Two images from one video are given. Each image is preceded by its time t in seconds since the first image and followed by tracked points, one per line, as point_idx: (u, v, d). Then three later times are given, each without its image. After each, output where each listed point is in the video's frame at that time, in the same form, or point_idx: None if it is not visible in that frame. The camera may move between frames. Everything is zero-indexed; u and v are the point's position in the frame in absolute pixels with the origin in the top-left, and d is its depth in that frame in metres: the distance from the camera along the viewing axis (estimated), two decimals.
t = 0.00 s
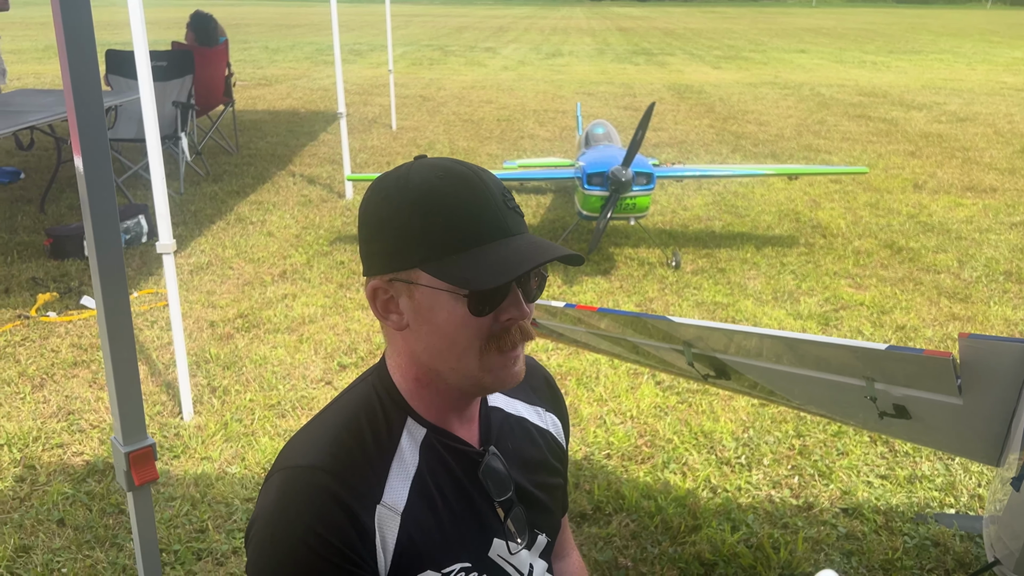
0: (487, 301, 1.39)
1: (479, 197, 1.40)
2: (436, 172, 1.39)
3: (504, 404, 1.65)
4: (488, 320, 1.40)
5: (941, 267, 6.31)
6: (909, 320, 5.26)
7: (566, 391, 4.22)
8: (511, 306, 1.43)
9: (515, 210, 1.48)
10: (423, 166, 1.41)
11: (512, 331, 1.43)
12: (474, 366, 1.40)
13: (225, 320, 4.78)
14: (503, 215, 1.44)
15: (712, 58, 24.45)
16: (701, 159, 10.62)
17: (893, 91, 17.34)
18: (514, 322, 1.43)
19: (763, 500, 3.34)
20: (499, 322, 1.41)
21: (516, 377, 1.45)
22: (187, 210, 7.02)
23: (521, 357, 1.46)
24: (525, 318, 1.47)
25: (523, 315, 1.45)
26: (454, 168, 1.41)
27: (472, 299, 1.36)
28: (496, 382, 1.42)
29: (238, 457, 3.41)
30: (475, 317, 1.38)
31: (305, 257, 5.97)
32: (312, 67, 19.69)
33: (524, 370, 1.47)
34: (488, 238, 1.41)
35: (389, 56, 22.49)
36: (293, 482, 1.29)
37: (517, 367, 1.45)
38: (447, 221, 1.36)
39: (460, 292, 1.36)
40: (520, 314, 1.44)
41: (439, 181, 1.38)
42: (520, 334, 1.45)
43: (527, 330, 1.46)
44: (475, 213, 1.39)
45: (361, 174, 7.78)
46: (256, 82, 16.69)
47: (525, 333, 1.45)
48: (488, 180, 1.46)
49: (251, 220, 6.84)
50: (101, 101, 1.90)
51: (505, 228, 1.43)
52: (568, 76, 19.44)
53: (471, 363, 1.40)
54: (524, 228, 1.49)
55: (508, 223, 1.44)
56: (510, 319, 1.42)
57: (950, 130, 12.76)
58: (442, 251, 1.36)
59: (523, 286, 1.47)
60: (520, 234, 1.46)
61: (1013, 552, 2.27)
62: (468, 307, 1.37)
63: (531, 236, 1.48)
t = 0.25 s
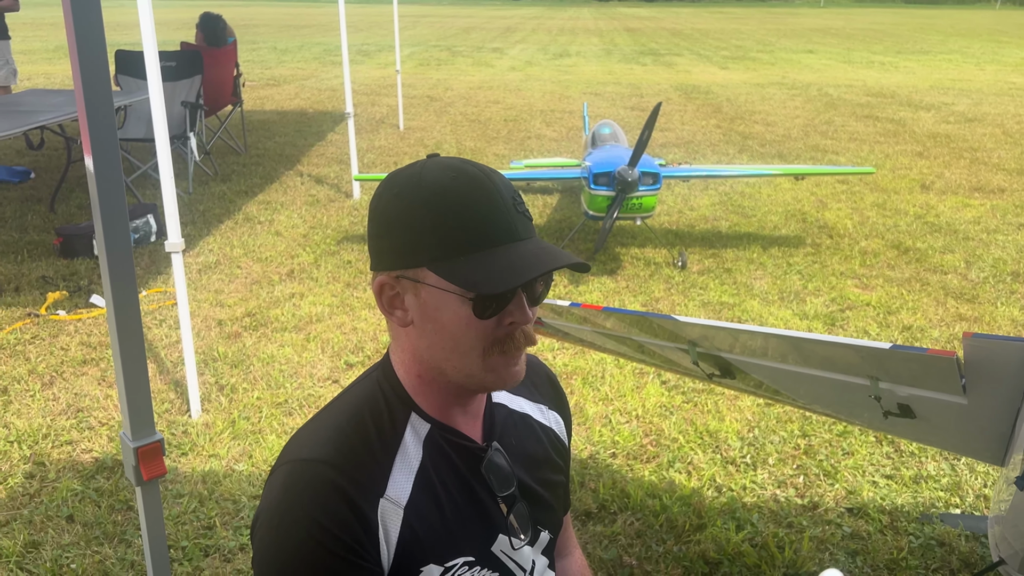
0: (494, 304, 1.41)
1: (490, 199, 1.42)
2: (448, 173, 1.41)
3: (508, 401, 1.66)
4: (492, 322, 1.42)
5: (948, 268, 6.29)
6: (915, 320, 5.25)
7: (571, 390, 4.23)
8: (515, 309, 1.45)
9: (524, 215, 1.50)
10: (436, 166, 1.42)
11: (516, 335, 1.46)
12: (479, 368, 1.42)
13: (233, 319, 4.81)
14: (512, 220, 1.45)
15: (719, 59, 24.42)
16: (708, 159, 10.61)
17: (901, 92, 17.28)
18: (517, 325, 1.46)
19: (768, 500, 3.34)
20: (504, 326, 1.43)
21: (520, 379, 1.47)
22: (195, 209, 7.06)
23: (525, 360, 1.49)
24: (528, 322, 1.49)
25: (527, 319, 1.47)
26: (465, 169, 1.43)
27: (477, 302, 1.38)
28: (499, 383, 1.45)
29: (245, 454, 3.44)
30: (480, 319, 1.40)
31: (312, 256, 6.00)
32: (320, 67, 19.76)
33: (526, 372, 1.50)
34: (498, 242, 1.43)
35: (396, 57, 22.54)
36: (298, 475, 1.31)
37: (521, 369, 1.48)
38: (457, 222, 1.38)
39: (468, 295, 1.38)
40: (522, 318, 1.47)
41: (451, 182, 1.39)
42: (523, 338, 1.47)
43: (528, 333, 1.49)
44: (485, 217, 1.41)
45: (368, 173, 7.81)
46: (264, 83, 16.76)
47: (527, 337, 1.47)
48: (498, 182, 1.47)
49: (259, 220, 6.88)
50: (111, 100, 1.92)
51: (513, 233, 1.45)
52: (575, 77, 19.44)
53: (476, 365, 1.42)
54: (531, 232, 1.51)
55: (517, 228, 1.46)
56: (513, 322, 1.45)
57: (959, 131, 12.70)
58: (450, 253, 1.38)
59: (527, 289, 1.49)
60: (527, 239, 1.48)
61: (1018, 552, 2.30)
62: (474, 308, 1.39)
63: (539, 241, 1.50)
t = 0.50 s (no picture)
0: (472, 297, 1.39)
1: (467, 192, 1.41)
2: (431, 169, 1.42)
3: (515, 400, 1.66)
4: (474, 315, 1.40)
5: (954, 268, 6.27)
6: (920, 321, 5.24)
7: (576, 389, 4.23)
8: (497, 302, 1.42)
9: (509, 206, 1.45)
10: (424, 164, 1.44)
11: (500, 329, 1.42)
12: (461, 362, 1.41)
13: (239, 318, 4.84)
14: (492, 212, 1.42)
15: (725, 59, 24.40)
16: (713, 159, 10.60)
17: (907, 92, 17.23)
18: (501, 318, 1.43)
19: (772, 499, 3.35)
20: (486, 319, 1.41)
21: (508, 374, 1.44)
22: (201, 209, 7.09)
23: (515, 355, 1.45)
24: (516, 316, 1.45)
25: (512, 313, 1.44)
26: (450, 164, 1.43)
27: (453, 294, 1.38)
28: (484, 378, 1.42)
29: (251, 452, 3.45)
30: (460, 312, 1.39)
31: (318, 255, 6.02)
32: (326, 68, 19.82)
33: (517, 368, 1.46)
34: (477, 234, 1.41)
35: (401, 57, 22.58)
36: (304, 467, 1.32)
37: (510, 364, 1.44)
38: (435, 215, 1.39)
39: (446, 287, 1.38)
40: (507, 311, 1.44)
41: (432, 177, 1.40)
42: (509, 332, 1.44)
43: (517, 326, 1.45)
44: (461, 208, 1.39)
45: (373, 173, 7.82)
46: (269, 83, 16.82)
47: (513, 331, 1.44)
48: (481, 175, 1.45)
49: (264, 219, 6.90)
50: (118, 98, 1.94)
51: (491, 225, 1.42)
52: (580, 77, 19.44)
53: (460, 358, 1.40)
54: (521, 224, 1.48)
55: (495, 220, 1.42)
56: (495, 315, 1.42)
57: (965, 131, 12.66)
58: (428, 247, 1.39)
59: (517, 283, 1.46)
60: (510, 231, 1.44)
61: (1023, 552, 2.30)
62: (452, 300, 1.38)
63: (524, 233, 1.45)
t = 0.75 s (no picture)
0: (458, 293, 1.40)
1: (453, 190, 1.42)
2: (422, 172, 1.44)
3: (517, 403, 1.66)
4: (461, 312, 1.40)
5: (958, 269, 6.26)
6: (924, 321, 5.23)
7: (578, 389, 4.24)
8: (483, 298, 1.42)
9: (497, 204, 1.44)
10: (418, 168, 1.47)
11: (488, 326, 1.41)
12: (449, 358, 1.40)
13: (243, 319, 4.85)
14: (478, 209, 1.42)
15: (729, 59, 24.36)
16: (717, 159, 10.60)
17: (912, 92, 17.19)
18: (489, 315, 1.41)
19: (774, 500, 3.35)
20: (473, 315, 1.40)
21: (498, 371, 1.42)
22: (205, 209, 7.12)
23: (506, 352, 1.43)
24: (506, 313, 1.44)
25: (501, 309, 1.42)
26: (439, 166, 1.45)
27: (438, 290, 1.39)
28: (472, 375, 1.40)
29: (254, 452, 3.47)
30: (447, 308, 1.39)
31: (322, 256, 6.04)
32: (330, 68, 19.86)
33: (509, 367, 1.43)
34: (463, 231, 1.41)
35: (406, 57, 22.62)
36: (307, 464, 1.33)
37: (500, 361, 1.42)
38: (423, 214, 1.40)
39: (432, 285, 1.39)
40: (494, 306, 1.42)
41: (422, 179, 1.42)
42: (497, 329, 1.42)
43: (507, 324, 1.43)
44: (447, 206, 1.40)
45: (377, 174, 7.84)
46: (274, 83, 16.86)
47: (501, 328, 1.42)
48: (470, 175, 1.45)
49: (269, 220, 6.93)
50: (122, 100, 1.95)
51: (475, 222, 1.41)
52: (584, 77, 19.44)
53: (449, 354, 1.40)
54: (511, 222, 1.46)
55: (481, 217, 1.42)
56: (483, 311, 1.41)
57: (969, 131, 12.63)
58: (417, 246, 1.41)
59: (506, 280, 1.44)
60: (497, 228, 1.43)
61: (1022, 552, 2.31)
62: (438, 298, 1.39)
63: (512, 230, 1.44)
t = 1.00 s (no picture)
0: (460, 295, 1.40)
1: (456, 193, 1.42)
2: (425, 175, 1.45)
3: (518, 405, 1.67)
4: (463, 315, 1.40)
5: (960, 270, 6.25)
6: (926, 322, 5.23)
7: (580, 390, 4.24)
8: (486, 301, 1.42)
9: (500, 207, 1.45)
10: (421, 171, 1.48)
11: (492, 328, 1.41)
12: (453, 360, 1.40)
13: (245, 319, 4.86)
14: (481, 212, 1.42)
15: (732, 59, 24.34)
16: (719, 160, 10.59)
17: (915, 92, 17.17)
18: (491, 317, 1.41)
19: (776, 501, 3.35)
20: (476, 317, 1.40)
21: (501, 373, 1.42)
22: (208, 210, 7.13)
23: (509, 355, 1.43)
24: (508, 316, 1.44)
25: (504, 312, 1.43)
26: (442, 168, 1.45)
27: (441, 293, 1.39)
28: (475, 376, 1.40)
29: (257, 453, 3.47)
30: (450, 310, 1.39)
31: (324, 256, 6.05)
32: (333, 69, 19.88)
33: (511, 369, 1.43)
34: (467, 234, 1.41)
35: (408, 57, 22.63)
36: (310, 467, 1.33)
37: (503, 363, 1.42)
38: (426, 217, 1.40)
39: (435, 286, 1.39)
40: (497, 309, 1.42)
41: (425, 182, 1.43)
42: (500, 331, 1.42)
43: (510, 327, 1.43)
44: (450, 209, 1.41)
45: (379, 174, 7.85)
46: (277, 83, 16.88)
47: (504, 330, 1.42)
48: (473, 178, 1.46)
49: (271, 220, 6.94)
50: (126, 102, 1.96)
51: (478, 225, 1.42)
52: (587, 78, 19.44)
53: (451, 356, 1.40)
54: (514, 225, 1.46)
55: (484, 220, 1.42)
56: (486, 314, 1.41)
57: (972, 132, 12.61)
58: (420, 248, 1.41)
59: (508, 283, 1.45)
60: (500, 231, 1.43)
61: None
62: (441, 299, 1.39)
63: (515, 233, 1.44)
